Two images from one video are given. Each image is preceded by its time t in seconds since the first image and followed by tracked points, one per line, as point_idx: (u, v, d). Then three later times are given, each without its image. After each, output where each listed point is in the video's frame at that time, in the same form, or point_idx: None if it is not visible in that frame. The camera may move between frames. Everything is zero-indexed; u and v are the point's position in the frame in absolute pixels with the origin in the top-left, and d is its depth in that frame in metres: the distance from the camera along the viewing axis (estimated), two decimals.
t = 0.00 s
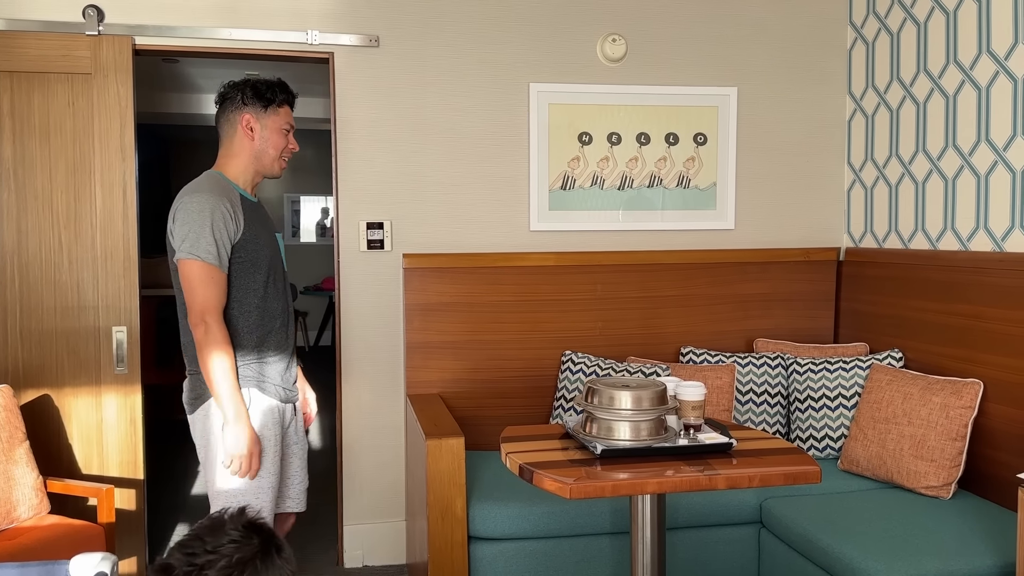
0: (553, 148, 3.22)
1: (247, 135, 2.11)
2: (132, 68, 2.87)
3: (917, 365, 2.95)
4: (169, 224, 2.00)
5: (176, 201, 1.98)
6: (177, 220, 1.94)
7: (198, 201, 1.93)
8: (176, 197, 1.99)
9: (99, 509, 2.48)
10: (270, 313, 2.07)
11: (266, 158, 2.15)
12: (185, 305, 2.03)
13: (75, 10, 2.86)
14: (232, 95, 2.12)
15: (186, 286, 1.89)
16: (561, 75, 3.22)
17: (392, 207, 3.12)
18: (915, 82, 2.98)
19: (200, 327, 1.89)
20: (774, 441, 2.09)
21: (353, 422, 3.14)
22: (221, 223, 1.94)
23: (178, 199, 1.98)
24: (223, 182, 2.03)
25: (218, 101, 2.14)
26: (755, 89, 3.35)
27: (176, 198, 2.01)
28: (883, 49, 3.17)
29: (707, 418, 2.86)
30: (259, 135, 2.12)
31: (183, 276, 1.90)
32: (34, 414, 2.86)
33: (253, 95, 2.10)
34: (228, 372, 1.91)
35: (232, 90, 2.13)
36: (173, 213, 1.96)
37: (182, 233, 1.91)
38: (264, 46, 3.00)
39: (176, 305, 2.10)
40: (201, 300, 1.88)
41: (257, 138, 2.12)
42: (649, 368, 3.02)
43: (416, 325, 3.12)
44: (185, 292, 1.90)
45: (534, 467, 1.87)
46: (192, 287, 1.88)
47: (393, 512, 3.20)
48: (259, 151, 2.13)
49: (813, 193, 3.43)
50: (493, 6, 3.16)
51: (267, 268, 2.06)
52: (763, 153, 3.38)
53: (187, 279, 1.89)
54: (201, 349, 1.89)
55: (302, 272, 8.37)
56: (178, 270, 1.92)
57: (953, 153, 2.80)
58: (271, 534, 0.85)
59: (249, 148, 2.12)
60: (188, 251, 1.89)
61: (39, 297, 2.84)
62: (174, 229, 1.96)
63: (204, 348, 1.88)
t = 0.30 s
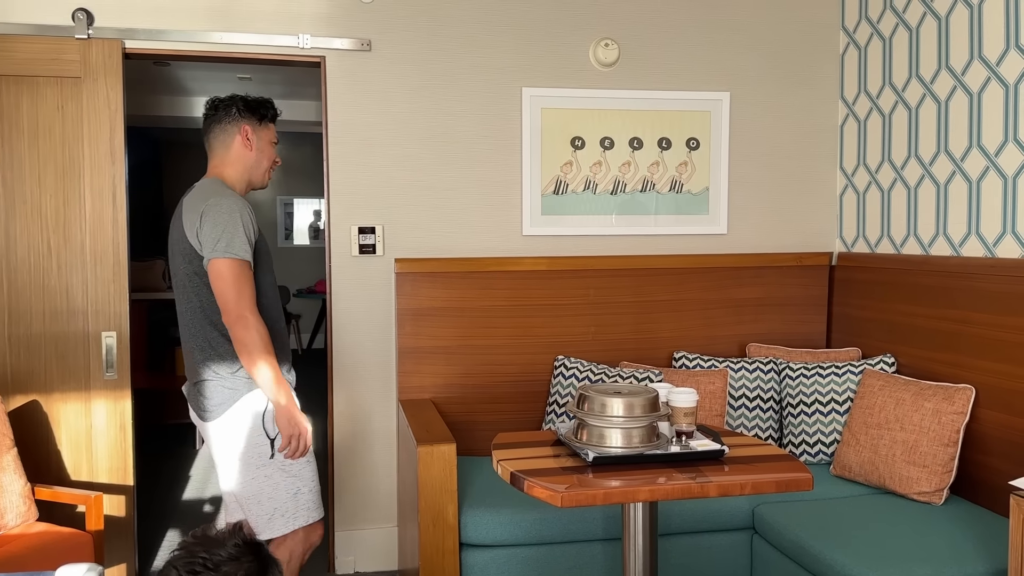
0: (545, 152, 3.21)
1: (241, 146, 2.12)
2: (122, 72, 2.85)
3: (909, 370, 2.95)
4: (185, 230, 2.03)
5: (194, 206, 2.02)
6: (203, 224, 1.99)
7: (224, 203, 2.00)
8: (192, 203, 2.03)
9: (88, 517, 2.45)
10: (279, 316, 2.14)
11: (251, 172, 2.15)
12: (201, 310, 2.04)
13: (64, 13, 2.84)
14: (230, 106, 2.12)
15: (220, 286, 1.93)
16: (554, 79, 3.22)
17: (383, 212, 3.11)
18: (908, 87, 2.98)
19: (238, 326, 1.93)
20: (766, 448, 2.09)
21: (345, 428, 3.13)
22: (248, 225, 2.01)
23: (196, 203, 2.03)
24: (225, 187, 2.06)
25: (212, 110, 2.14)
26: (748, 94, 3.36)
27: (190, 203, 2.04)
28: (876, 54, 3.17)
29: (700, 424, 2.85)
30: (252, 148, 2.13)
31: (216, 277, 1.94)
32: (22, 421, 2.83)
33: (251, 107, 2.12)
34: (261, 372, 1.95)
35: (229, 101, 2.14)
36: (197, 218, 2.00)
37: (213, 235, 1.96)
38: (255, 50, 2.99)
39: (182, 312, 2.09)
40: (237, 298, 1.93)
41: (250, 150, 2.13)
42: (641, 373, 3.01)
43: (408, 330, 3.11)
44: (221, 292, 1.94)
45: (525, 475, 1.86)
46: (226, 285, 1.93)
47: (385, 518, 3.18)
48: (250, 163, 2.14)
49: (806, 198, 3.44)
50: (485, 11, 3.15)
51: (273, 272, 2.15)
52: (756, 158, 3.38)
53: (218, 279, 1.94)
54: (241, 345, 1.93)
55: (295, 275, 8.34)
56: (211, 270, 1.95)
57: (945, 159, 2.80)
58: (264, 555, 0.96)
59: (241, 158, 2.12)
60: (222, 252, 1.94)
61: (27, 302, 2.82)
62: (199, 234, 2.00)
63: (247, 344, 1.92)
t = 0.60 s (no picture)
0: (542, 153, 3.20)
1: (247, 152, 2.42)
2: (117, 72, 2.84)
3: (906, 372, 2.95)
4: (232, 223, 2.26)
5: (243, 199, 2.29)
6: (258, 215, 2.28)
7: (274, 202, 2.31)
8: (239, 197, 2.28)
9: (81, 519, 2.44)
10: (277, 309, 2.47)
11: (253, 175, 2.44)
12: (240, 300, 2.29)
13: (58, 13, 2.83)
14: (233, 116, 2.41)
15: (277, 274, 2.25)
16: (551, 80, 3.21)
17: (380, 213, 3.10)
18: (904, 88, 2.98)
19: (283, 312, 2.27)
20: (764, 450, 2.08)
21: (341, 429, 3.11)
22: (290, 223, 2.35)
23: (242, 195, 2.29)
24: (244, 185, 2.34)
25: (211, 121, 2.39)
26: (745, 96, 3.35)
27: (231, 195, 2.29)
28: (873, 55, 3.17)
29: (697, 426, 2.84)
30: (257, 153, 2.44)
31: (270, 266, 2.25)
32: (15, 423, 2.81)
33: (252, 117, 2.42)
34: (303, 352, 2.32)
35: (231, 111, 2.42)
36: (249, 211, 2.28)
37: (270, 228, 2.27)
38: (251, 51, 2.98)
39: (211, 303, 2.27)
40: (288, 288, 2.26)
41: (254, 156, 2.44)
42: (638, 375, 3.00)
43: (404, 332, 3.09)
44: (273, 281, 2.25)
45: (521, 478, 1.85)
46: (279, 276, 2.25)
47: (380, 520, 3.17)
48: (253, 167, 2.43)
49: (803, 199, 3.43)
50: (482, 11, 3.15)
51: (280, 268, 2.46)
52: (753, 159, 3.37)
53: (271, 268, 2.25)
54: (284, 331, 2.28)
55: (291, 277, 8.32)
56: (264, 259, 2.25)
57: (942, 161, 2.80)
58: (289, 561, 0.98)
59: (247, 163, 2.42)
60: (277, 245, 2.26)
61: (20, 303, 2.81)
62: (250, 225, 2.27)
63: (294, 326, 2.28)
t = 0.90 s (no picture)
0: (542, 160, 3.20)
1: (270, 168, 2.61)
2: (118, 81, 2.83)
3: (907, 380, 2.95)
4: (290, 234, 2.44)
5: (299, 212, 2.49)
6: (316, 229, 2.50)
7: (325, 220, 2.53)
8: (299, 211, 2.48)
9: (81, 530, 2.43)
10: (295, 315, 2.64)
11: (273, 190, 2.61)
12: (284, 306, 2.44)
13: (58, 22, 2.83)
14: (262, 134, 2.59)
15: (330, 284, 2.48)
16: (551, 88, 3.21)
17: (380, 221, 3.10)
18: (905, 96, 2.98)
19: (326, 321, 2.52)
20: (766, 460, 2.08)
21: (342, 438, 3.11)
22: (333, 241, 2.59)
23: (296, 209, 2.49)
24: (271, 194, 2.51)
25: (241, 136, 2.55)
26: (745, 103, 3.35)
27: (285, 207, 2.47)
28: (873, 63, 3.17)
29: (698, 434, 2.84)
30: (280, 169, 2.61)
31: (321, 276, 2.48)
32: (14, 432, 2.81)
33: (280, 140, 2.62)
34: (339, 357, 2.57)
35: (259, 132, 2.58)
36: (307, 223, 2.48)
37: (326, 242, 2.50)
38: (252, 59, 2.98)
39: (261, 306, 2.42)
40: (334, 298, 2.50)
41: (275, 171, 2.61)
42: (639, 383, 3.00)
43: (405, 340, 3.09)
44: (324, 289, 2.48)
45: (523, 488, 1.84)
46: (328, 287, 2.48)
47: (380, 529, 3.16)
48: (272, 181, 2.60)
49: (803, 206, 3.43)
50: (482, 19, 3.15)
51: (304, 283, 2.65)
52: (754, 166, 3.37)
53: (321, 278, 2.48)
54: (325, 334, 2.53)
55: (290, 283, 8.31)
56: (315, 270, 2.47)
57: (943, 168, 2.80)
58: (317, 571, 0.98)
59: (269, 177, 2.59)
60: (330, 257, 2.50)
61: (20, 311, 2.80)
62: (308, 236, 2.48)
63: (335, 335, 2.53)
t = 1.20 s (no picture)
0: (546, 168, 3.22)
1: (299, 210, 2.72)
2: (125, 90, 2.85)
3: (912, 387, 2.95)
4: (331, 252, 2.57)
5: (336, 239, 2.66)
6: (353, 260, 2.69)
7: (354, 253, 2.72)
8: (338, 241, 2.66)
9: (89, 537, 2.44)
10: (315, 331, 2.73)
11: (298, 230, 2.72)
12: (320, 320, 2.53)
13: (66, 31, 2.85)
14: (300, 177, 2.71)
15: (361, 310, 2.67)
16: (555, 96, 3.23)
17: (385, 228, 3.11)
18: (908, 103, 2.99)
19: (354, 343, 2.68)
20: (772, 467, 2.08)
21: (348, 445, 3.12)
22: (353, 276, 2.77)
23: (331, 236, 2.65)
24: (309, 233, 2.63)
25: (284, 175, 2.66)
26: (749, 110, 3.37)
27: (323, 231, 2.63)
28: (876, 71, 3.18)
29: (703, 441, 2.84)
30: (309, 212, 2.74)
31: (354, 302, 2.66)
32: (23, 439, 2.82)
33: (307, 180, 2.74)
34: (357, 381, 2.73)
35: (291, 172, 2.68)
36: (344, 249, 2.66)
37: (359, 273, 2.69)
38: (257, 68, 2.99)
39: (301, 314, 2.50)
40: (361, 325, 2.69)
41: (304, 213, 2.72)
42: (643, 390, 3.01)
43: (410, 346, 3.10)
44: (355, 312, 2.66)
45: (530, 496, 1.85)
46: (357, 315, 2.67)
47: (386, 536, 3.17)
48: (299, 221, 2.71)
49: (807, 213, 3.44)
50: (486, 27, 3.17)
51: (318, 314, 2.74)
52: (757, 173, 3.39)
53: (353, 304, 2.66)
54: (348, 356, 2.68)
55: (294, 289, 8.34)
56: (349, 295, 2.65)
57: (947, 175, 2.81)
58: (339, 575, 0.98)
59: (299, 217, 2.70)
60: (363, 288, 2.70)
61: (28, 319, 2.81)
62: (346, 261, 2.65)
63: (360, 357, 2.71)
